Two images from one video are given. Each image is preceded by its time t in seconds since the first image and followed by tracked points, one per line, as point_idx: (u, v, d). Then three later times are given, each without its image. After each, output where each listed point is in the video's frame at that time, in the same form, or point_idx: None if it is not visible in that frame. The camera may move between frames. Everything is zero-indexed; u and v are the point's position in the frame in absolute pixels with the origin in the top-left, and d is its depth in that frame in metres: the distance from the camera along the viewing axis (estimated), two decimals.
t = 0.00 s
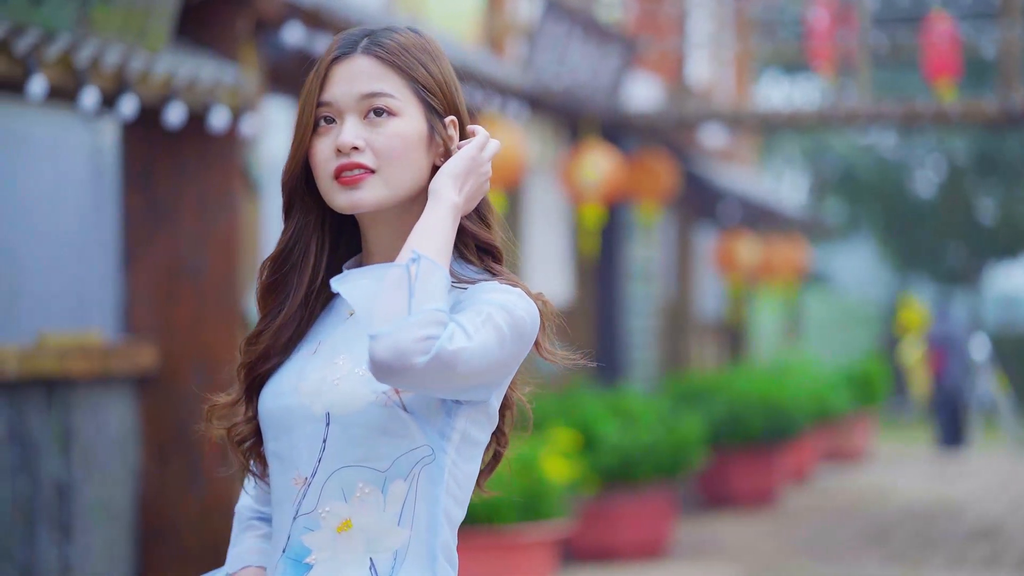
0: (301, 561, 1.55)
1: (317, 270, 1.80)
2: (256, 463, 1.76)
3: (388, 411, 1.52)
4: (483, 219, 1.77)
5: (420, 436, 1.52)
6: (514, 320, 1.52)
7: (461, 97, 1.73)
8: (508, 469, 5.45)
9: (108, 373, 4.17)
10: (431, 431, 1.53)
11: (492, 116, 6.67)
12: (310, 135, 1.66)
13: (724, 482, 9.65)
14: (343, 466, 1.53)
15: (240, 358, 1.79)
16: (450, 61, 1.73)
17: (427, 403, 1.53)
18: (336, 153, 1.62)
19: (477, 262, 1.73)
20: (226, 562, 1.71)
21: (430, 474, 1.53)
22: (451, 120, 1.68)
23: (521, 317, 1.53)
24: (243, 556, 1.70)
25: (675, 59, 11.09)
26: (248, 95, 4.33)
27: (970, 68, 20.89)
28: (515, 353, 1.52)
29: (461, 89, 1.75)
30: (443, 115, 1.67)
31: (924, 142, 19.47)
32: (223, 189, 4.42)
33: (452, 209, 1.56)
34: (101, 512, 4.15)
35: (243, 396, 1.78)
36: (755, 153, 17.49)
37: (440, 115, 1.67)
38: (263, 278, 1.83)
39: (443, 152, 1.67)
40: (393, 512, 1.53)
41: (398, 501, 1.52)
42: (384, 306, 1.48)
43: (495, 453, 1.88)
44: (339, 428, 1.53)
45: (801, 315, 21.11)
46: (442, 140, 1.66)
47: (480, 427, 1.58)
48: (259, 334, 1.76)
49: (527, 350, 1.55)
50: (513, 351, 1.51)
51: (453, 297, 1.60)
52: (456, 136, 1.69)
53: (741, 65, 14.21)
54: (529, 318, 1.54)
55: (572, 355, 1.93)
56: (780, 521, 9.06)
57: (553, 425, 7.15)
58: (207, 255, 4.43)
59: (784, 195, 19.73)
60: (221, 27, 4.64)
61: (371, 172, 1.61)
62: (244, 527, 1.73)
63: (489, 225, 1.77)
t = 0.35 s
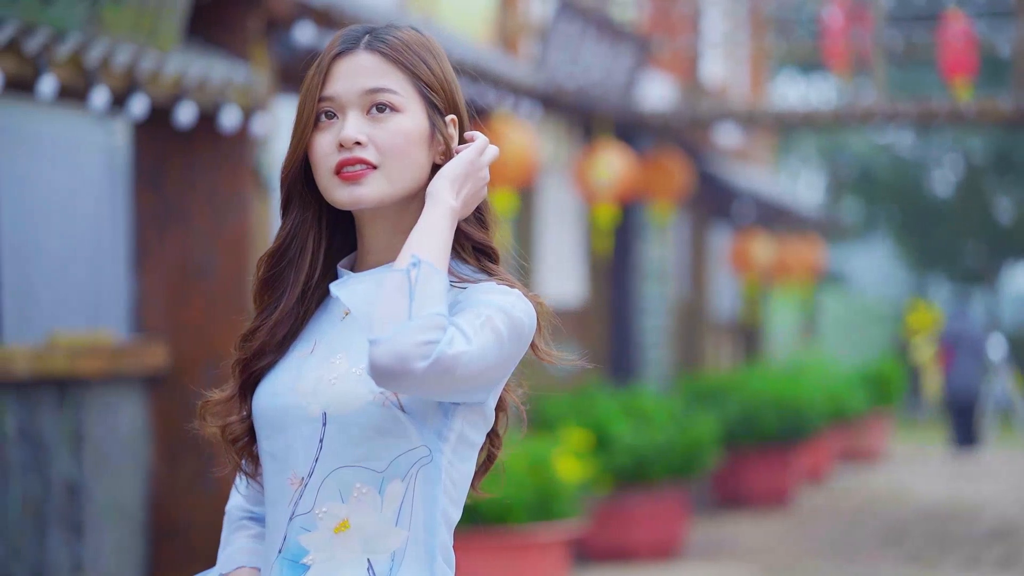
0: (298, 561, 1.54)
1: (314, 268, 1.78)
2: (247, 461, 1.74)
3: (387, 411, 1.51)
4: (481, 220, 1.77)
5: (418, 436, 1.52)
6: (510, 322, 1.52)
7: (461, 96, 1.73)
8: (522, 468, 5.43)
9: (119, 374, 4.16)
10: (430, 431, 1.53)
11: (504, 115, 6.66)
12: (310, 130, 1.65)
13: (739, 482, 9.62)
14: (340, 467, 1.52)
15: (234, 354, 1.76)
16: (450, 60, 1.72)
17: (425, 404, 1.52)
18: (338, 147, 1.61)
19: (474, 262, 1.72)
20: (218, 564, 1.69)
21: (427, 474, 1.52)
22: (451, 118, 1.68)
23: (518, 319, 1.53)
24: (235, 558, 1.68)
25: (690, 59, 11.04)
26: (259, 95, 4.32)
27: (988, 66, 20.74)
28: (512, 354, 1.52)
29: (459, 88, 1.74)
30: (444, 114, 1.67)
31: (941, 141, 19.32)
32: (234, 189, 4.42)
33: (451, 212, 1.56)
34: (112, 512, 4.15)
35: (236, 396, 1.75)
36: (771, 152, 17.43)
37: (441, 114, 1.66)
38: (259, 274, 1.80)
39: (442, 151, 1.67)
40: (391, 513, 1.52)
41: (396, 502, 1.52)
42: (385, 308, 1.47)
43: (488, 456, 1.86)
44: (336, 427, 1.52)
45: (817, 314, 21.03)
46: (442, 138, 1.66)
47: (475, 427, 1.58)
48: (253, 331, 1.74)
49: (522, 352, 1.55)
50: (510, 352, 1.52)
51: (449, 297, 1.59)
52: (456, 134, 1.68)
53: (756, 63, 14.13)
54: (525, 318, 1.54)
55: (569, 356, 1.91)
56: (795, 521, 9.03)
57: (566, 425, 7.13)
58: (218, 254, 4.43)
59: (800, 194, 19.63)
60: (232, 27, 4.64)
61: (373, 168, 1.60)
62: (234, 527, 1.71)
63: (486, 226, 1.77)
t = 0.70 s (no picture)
0: (295, 564, 1.53)
1: (313, 268, 1.76)
2: (244, 463, 1.74)
3: (382, 413, 1.50)
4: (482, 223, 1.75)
5: (413, 440, 1.51)
6: (508, 325, 1.51)
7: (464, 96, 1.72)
8: (535, 468, 5.41)
9: (131, 374, 4.16)
10: (426, 434, 1.51)
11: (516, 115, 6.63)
12: (312, 127, 1.64)
13: (754, 482, 9.59)
14: (336, 469, 1.51)
15: (232, 353, 1.75)
16: (453, 60, 1.71)
17: (420, 407, 1.51)
18: (342, 145, 1.60)
19: (473, 263, 1.71)
20: (216, 565, 1.68)
21: (423, 477, 1.51)
22: (454, 120, 1.67)
23: (515, 321, 1.51)
24: (233, 560, 1.67)
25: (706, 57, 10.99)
26: (271, 94, 4.31)
27: (1006, 64, 20.59)
28: (508, 358, 1.51)
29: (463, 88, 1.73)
30: (447, 115, 1.66)
31: (960, 140, 19.18)
32: (245, 189, 4.42)
33: (446, 216, 1.55)
34: (124, 513, 4.15)
35: (234, 396, 1.74)
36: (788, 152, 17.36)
37: (445, 115, 1.66)
38: (259, 272, 1.79)
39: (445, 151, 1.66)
40: (386, 515, 1.51)
41: (392, 505, 1.51)
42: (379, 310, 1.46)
43: (485, 458, 1.84)
44: (332, 429, 1.51)
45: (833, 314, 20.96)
46: (445, 138, 1.65)
47: (472, 429, 1.57)
48: (252, 331, 1.72)
49: (520, 355, 1.53)
50: (506, 356, 1.50)
51: (450, 296, 1.58)
52: (458, 135, 1.68)
53: (772, 62, 14.06)
54: (523, 321, 1.52)
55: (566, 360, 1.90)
56: (810, 522, 8.99)
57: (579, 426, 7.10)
58: (229, 253, 4.43)
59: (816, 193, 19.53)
60: (244, 26, 4.64)
61: (377, 166, 1.59)
62: (233, 530, 1.70)
63: (488, 228, 1.75)
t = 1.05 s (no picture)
0: (295, 570, 1.51)
1: (317, 270, 1.74)
2: (246, 468, 1.73)
3: (380, 419, 1.49)
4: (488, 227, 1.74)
5: (412, 445, 1.49)
6: (505, 331, 1.49)
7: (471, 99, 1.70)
8: (549, 469, 5.38)
9: (144, 374, 4.15)
10: (425, 440, 1.50)
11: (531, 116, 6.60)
12: (318, 127, 1.62)
13: (771, 483, 9.55)
14: (335, 475, 1.49)
15: (236, 354, 1.74)
16: (459, 64, 1.69)
17: (420, 413, 1.50)
18: (348, 145, 1.58)
19: (477, 267, 1.69)
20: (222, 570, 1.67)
21: (423, 483, 1.50)
22: (460, 123, 1.65)
23: (512, 326, 1.49)
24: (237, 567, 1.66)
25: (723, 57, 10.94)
26: (284, 95, 4.29)
27: None
28: (507, 364, 1.49)
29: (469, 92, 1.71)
30: (453, 117, 1.64)
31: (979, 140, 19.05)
32: (258, 190, 4.41)
33: (444, 221, 1.53)
34: (137, 514, 4.16)
35: (237, 398, 1.72)
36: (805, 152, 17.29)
37: (451, 118, 1.64)
38: (264, 273, 1.78)
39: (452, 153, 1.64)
40: (385, 522, 1.49)
41: (392, 511, 1.49)
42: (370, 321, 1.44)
43: (487, 465, 1.81)
44: (330, 435, 1.49)
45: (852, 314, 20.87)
46: (451, 140, 1.63)
47: (474, 433, 1.55)
48: (255, 331, 1.71)
49: (518, 360, 1.51)
50: (503, 362, 1.49)
51: (449, 300, 1.56)
52: (463, 139, 1.66)
53: (790, 61, 14.00)
54: (521, 326, 1.50)
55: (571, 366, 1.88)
56: (827, 523, 8.94)
57: (594, 427, 7.07)
58: (242, 254, 4.43)
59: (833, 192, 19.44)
60: (257, 28, 4.64)
61: (383, 168, 1.57)
62: (239, 535, 1.68)
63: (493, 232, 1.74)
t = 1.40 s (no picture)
0: None
1: (321, 271, 1.73)
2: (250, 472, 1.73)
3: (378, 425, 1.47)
4: (496, 230, 1.72)
5: (410, 452, 1.48)
6: (502, 337, 1.47)
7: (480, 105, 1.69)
8: (564, 471, 5.36)
9: (156, 376, 4.15)
10: (424, 446, 1.48)
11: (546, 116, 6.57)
12: (324, 127, 1.60)
13: (788, 484, 9.50)
14: (333, 482, 1.48)
15: (242, 355, 1.73)
16: (467, 69, 1.68)
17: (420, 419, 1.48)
18: (356, 145, 1.56)
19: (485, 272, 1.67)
20: None
21: (423, 489, 1.48)
22: (468, 128, 1.64)
23: (509, 331, 1.47)
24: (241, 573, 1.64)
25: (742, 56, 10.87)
26: (298, 97, 4.26)
27: None
28: (505, 369, 1.47)
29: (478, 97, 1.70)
30: (461, 122, 1.63)
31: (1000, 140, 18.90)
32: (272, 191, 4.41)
33: (437, 228, 1.50)
34: (149, 515, 4.16)
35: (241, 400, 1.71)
36: (823, 153, 17.20)
37: (460, 122, 1.63)
38: (269, 273, 1.76)
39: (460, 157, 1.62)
40: (385, 529, 1.47)
41: (392, 517, 1.47)
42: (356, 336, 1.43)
43: (491, 473, 1.80)
44: (329, 442, 1.48)
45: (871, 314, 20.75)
46: (459, 144, 1.62)
47: (477, 439, 1.53)
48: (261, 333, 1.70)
49: (517, 364, 1.49)
50: (501, 367, 1.46)
51: (448, 304, 1.54)
52: (469, 144, 1.64)
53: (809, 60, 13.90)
54: (518, 331, 1.48)
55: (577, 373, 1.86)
56: (845, 525, 8.87)
57: (610, 428, 7.04)
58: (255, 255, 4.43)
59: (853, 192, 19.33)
60: (271, 28, 4.63)
61: (391, 169, 1.56)
62: (247, 541, 1.67)
63: (501, 237, 1.72)
